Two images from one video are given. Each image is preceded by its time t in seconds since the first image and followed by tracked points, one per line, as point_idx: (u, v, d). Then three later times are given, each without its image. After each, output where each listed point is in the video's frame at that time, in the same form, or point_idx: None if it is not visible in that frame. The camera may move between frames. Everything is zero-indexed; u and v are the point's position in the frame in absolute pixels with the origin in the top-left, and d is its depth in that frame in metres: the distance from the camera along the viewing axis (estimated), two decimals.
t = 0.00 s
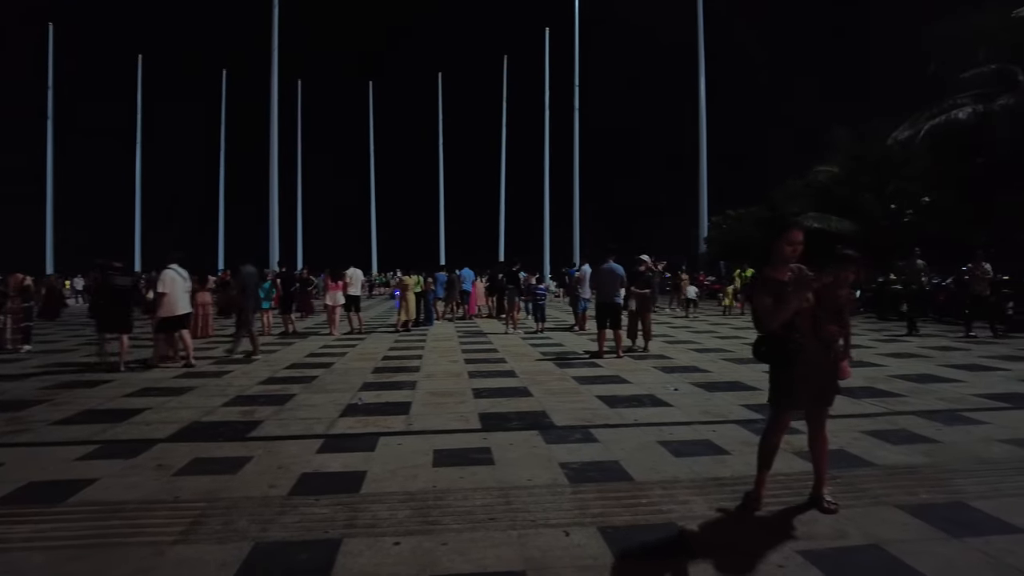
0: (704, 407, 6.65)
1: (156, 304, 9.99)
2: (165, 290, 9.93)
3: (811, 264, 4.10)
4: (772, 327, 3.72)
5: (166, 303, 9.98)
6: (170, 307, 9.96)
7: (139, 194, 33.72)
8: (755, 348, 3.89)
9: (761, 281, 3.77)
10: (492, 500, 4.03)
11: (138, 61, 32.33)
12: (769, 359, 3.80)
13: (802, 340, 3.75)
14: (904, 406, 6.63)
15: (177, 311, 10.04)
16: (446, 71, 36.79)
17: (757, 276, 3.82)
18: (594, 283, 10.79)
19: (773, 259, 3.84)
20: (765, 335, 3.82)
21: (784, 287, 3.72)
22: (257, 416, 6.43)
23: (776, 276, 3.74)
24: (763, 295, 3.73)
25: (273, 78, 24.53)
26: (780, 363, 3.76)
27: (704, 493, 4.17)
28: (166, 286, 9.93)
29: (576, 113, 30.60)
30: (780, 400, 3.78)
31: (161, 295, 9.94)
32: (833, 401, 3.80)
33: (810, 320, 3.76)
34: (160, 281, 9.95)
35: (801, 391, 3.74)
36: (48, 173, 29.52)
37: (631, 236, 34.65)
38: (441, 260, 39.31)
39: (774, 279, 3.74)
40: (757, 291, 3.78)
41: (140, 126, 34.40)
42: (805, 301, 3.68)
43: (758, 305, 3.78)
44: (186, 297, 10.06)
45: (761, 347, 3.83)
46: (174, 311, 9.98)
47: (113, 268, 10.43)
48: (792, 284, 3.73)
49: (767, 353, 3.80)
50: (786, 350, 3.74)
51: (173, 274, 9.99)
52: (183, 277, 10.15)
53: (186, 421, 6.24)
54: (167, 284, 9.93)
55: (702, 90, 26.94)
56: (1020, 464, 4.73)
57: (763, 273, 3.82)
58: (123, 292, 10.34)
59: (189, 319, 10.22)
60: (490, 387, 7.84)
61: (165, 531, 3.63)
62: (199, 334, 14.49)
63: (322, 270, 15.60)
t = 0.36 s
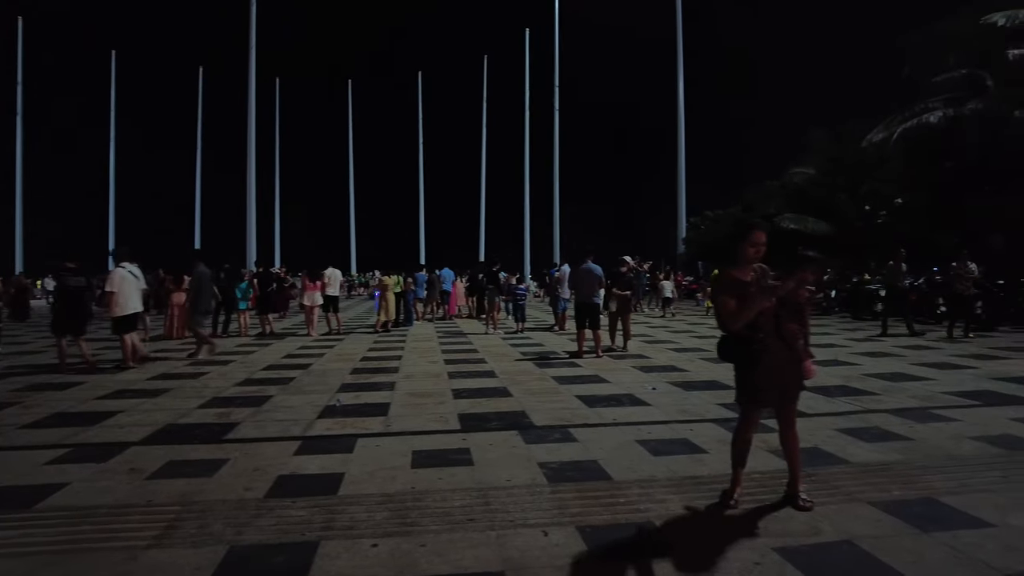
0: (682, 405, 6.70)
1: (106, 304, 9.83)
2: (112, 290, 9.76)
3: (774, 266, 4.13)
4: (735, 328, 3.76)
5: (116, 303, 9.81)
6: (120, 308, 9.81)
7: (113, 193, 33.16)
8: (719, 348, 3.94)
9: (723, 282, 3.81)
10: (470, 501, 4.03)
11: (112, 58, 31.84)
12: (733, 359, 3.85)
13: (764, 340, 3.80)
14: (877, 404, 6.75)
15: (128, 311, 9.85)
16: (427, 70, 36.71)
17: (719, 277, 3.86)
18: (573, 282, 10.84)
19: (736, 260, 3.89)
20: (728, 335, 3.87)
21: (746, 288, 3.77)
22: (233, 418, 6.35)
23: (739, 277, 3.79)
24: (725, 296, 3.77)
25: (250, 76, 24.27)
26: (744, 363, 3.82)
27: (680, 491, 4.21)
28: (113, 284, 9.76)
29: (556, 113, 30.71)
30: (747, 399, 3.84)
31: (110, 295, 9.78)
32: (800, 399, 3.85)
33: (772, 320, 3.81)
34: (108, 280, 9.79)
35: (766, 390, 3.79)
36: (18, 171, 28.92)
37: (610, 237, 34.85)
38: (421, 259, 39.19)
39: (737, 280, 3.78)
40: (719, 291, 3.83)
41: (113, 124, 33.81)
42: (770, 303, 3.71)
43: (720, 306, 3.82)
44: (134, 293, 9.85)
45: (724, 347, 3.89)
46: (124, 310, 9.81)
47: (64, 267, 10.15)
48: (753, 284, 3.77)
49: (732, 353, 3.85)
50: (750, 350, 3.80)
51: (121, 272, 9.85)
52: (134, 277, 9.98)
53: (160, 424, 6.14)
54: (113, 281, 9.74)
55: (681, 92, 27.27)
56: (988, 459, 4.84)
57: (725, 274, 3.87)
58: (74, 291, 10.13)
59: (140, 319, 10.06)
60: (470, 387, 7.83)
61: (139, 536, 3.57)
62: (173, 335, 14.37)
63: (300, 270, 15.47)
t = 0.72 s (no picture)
0: (666, 405, 6.74)
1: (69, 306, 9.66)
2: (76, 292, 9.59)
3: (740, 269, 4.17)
4: (703, 331, 3.80)
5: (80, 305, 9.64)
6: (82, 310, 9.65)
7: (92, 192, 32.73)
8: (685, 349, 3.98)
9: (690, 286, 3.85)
10: (455, 501, 4.03)
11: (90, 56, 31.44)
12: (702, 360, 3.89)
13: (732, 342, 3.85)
14: (857, 403, 6.85)
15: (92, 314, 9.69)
16: (411, 71, 36.65)
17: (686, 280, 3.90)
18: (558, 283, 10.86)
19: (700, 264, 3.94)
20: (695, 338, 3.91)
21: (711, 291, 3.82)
22: (215, 419, 6.29)
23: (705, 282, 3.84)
24: (693, 300, 3.81)
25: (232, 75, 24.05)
26: (713, 364, 3.85)
27: (665, 490, 4.24)
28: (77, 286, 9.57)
29: (540, 114, 30.77)
30: (717, 401, 3.88)
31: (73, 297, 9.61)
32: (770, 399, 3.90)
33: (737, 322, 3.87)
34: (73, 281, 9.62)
35: (735, 391, 3.84)
36: None
37: (594, 237, 35.00)
38: (405, 259, 39.04)
39: (704, 284, 3.83)
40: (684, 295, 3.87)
41: (92, 122, 33.36)
42: (733, 308, 3.79)
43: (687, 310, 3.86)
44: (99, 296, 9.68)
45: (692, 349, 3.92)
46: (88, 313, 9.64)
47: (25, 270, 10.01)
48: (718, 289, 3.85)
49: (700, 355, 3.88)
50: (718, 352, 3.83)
51: (87, 274, 9.69)
52: (97, 279, 9.72)
53: (140, 426, 6.07)
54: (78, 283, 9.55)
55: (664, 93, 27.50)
56: (965, 457, 4.93)
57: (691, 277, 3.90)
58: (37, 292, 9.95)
59: (106, 321, 9.86)
60: (454, 388, 7.82)
61: (119, 540, 3.52)
62: (156, 339, 14.16)
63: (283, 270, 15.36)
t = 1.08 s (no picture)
0: (651, 405, 6.78)
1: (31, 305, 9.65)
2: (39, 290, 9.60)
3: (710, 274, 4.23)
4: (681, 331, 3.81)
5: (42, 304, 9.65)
6: (44, 308, 9.64)
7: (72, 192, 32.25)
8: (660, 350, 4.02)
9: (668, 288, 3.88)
10: (441, 502, 4.02)
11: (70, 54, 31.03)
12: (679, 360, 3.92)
13: (710, 342, 3.86)
14: (839, 402, 6.92)
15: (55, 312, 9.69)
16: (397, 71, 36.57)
17: (663, 283, 3.94)
18: (545, 283, 10.88)
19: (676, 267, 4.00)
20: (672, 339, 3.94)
21: (689, 293, 3.86)
22: (198, 421, 6.24)
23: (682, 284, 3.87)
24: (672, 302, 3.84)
25: (215, 73, 23.86)
26: (690, 364, 3.88)
27: (651, 490, 4.26)
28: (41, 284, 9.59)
29: (526, 114, 30.83)
30: (698, 401, 3.90)
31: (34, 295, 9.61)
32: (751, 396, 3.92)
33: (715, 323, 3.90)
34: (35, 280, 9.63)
35: (715, 389, 3.86)
36: None
37: (580, 237, 35.12)
38: (390, 259, 38.91)
39: (679, 286, 3.86)
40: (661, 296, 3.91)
41: (72, 121, 32.90)
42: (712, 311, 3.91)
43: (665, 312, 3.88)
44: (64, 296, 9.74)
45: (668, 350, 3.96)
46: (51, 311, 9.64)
47: None
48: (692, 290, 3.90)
49: (679, 355, 3.90)
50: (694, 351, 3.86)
51: (51, 272, 9.73)
52: (61, 277, 9.79)
53: (122, 428, 6.00)
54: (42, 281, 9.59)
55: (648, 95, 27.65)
56: (944, 455, 5.01)
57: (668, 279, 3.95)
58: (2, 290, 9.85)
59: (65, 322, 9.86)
60: (440, 388, 7.81)
61: (100, 544, 3.48)
62: (137, 337, 14.05)
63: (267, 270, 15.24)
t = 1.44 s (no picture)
0: (642, 404, 6.80)
1: None
2: (6, 292, 9.45)
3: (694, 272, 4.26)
4: (682, 331, 3.80)
5: (11, 305, 9.51)
6: (14, 310, 9.50)
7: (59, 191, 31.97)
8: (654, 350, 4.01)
9: (666, 288, 3.86)
10: (433, 503, 4.02)
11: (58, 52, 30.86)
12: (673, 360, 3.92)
13: (705, 342, 3.87)
14: (828, 401, 6.97)
15: (26, 312, 9.55)
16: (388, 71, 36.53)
17: (659, 283, 3.92)
18: (536, 283, 10.89)
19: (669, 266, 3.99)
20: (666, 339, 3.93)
21: (686, 292, 3.86)
22: (188, 422, 6.20)
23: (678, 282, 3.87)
24: (671, 301, 3.82)
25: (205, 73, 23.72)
26: (685, 364, 3.89)
27: (642, 489, 4.28)
28: (7, 285, 9.44)
29: (517, 114, 30.86)
30: (693, 401, 3.92)
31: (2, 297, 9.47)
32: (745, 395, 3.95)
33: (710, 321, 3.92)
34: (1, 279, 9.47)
35: (709, 389, 3.89)
36: None
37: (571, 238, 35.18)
38: (382, 259, 38.81)
39: (676, 285, 3.86)
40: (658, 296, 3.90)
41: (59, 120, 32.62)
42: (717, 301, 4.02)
43: (665, 311, 3.86)
44: (33, 296, 9.58)
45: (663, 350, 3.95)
46: (21, 311, 9.51)
47: None
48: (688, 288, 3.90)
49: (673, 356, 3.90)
50: (690, 351, 3.86)
51: (17, 272, 9.58)
52: (28, 277, 9.64)
53: (110, 429, 5.94)
54: (8, 282, 9.44)
55: (639, 95, 27.77)
56: (931, 453, 5.06)
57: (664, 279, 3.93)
58: None
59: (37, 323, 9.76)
60: (432, 389, 7.79)
61: (89, 547, 3.44)
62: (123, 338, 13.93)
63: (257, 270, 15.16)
